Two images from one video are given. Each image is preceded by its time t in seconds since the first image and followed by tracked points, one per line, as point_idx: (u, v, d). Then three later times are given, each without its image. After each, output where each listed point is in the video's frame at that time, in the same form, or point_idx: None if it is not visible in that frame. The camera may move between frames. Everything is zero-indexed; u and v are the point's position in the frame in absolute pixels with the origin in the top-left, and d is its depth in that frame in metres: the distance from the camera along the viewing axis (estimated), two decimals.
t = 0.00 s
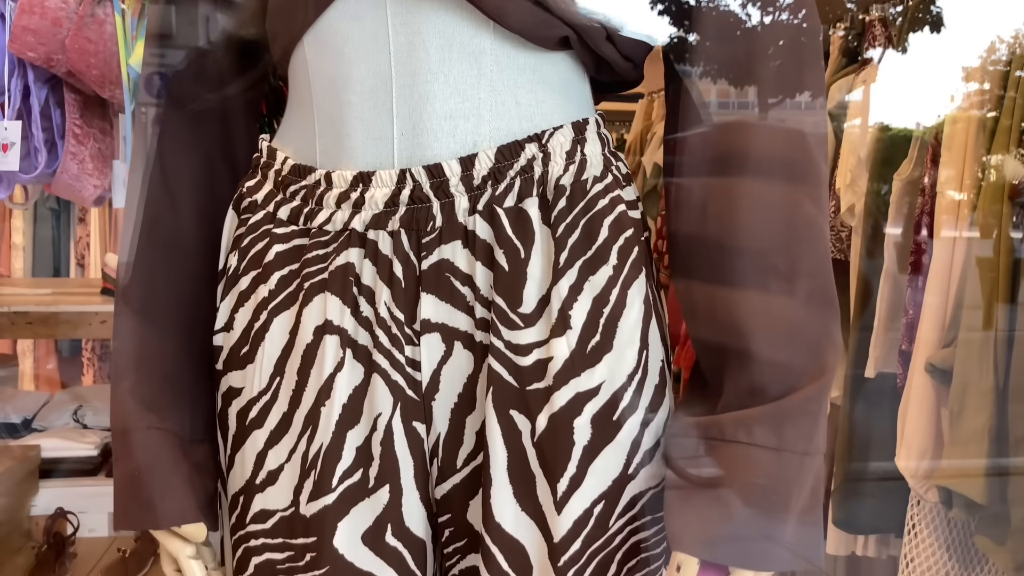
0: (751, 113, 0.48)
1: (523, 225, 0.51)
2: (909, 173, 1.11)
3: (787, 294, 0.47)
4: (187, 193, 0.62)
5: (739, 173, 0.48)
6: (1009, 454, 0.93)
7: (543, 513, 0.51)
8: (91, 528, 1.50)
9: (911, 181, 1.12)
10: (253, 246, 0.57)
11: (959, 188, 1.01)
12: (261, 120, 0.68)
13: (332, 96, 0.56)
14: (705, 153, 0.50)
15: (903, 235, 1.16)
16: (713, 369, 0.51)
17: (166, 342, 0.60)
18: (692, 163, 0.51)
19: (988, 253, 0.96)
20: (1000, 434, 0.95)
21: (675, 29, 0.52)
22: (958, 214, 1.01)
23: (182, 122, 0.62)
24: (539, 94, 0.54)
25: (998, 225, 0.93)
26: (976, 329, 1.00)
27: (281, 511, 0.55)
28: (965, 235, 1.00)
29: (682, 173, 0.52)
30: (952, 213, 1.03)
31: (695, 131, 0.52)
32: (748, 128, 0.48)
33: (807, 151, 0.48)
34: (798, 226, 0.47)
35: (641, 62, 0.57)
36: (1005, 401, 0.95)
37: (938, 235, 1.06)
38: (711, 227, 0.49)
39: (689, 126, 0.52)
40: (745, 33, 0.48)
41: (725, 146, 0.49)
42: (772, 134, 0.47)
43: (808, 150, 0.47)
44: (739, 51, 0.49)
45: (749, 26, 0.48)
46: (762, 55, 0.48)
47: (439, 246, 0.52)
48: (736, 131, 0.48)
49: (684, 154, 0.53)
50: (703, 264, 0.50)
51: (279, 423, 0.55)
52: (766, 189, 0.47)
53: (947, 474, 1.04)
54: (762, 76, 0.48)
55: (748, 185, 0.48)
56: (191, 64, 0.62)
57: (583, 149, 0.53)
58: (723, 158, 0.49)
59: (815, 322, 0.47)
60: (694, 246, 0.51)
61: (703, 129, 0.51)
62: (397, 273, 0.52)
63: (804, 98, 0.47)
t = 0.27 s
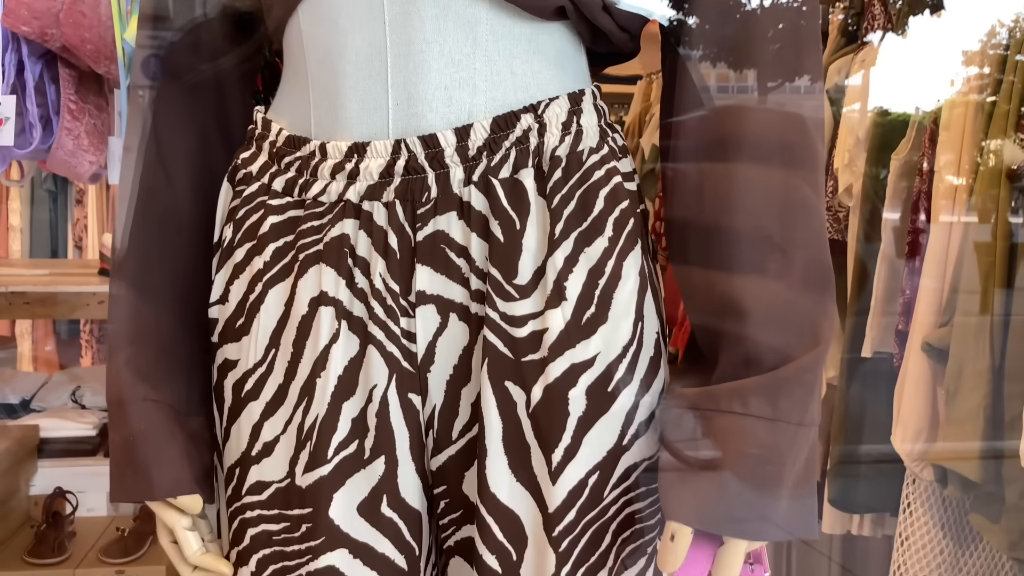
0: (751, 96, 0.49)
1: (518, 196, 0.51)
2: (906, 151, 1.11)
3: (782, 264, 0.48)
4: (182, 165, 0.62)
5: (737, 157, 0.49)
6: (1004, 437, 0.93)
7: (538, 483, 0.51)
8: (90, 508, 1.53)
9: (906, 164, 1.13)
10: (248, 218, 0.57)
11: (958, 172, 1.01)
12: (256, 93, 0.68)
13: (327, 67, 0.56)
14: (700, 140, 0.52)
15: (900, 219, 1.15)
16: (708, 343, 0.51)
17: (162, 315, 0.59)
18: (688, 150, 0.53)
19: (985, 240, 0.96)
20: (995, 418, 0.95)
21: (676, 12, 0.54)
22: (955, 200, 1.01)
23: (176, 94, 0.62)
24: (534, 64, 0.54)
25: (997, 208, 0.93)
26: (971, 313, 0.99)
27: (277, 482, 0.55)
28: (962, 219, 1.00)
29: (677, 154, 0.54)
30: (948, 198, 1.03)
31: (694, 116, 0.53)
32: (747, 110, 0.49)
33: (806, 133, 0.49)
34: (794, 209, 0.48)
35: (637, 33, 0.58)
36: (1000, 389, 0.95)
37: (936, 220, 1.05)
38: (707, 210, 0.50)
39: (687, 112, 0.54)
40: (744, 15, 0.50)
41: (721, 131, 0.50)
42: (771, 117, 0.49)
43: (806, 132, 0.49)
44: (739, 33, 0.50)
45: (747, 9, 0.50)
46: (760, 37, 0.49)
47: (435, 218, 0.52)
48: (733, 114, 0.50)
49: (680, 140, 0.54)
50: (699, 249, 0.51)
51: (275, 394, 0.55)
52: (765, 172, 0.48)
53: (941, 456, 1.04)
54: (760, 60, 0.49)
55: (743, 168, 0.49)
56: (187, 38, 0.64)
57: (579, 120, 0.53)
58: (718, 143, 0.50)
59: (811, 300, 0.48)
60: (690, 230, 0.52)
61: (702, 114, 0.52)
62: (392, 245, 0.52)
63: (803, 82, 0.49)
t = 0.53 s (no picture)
0: (750, 79, 0.49)
1: (512, 167, 0.50)
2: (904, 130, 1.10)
3: (777, 235, 0.48)
4: (173, 137, 0.61)
5: (730, 140, 0.49)
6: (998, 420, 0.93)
7: (531, 456, 0.51)
8: (87, 486, 1.51)
9: (904, 148, 1.12)
10: (240, 190, 0.57)
11: (955, 156, 1.00)
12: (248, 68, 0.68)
13: (320, 38, 0.56)
14: (696, 121, 0.51)
15: (898, 203, 1.15)
16: (702, 315, 0.51)
17: (154, 287, 0.59)
18: (682, 132, 0.53)
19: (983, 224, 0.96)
20: (988, 403, 0.95)
21: None
22: (952, 184, 1.01)
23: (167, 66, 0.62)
24: (529, 34, 0.54)
25: (995, 192, 0.93)
26: (967, 297, 0.99)
27: (270, 455, 0.55)
28: (958, 203, 1.00)
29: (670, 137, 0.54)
30: (945, 183, 1.03)
31: (691, 97, 0.52)
32: (744, 92, 0.49)
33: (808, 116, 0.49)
34: (790, 185, 0.48)
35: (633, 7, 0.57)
36: (995, 373, 0.94)
37: (934, 204, 1.05)
38: (701, 192, 0.50)
39: (682, 93, 0.53)
40: None
41: (717, 114, 0.50)
42: (769, 100, 0.49)
43: (805, 113, 0.49)
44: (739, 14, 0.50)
45: None
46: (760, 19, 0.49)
47: (428, 189, 0.51)
48: (730, 97, 0.49)
49: (675, 120, 0.54)
50: (695, 233, 0.51)
51: (267, 366, 0.55)
52: (759, 155, 0.48)
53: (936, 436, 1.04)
54: (759, 42, 0.49)
55: (738, 152, 0.48)
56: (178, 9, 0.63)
57: (574, 91, 0.52)
58: (713, 125, 0.50)
59: (804, 272, 0.48)
60: (685, 211, 0.52)
61: (698, 95, 0.52)
62: (385, 217, 0.51)
63: (803, 65, 0.49)
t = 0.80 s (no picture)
0: (748, 60, 0.49)
1: (507, 132, 0.50)
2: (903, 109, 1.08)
3: (773, 197, 0.47)
4: (167, 103, 0.61)
5: (725, 122, 0.48)
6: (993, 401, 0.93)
7: (525, 422, 0.51)
8: (84, 463, 1.52)
9: (901, 131, 1.11)
10: (233, 156, 0.56)
11: (955, 140, 1.01)
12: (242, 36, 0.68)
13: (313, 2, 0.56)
14: (692, 101, 0.51)
15: (895, 185, 1.15)
16: (695, 284, 0.51)
17: (147, 252, 0.59)
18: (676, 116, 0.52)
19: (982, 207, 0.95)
20: (983, 386, 0.96)
21: None
22: (950, 167, 1.01)
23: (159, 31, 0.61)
24: None
25: (992, 176, 0.93)
26: (963, 280, 0.99)
27: (264, 422, 0.55)
28: (954, 186, 1.00)
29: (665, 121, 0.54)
30: (943, 166, 1.03)
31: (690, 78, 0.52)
32: (741, 73, 0.49)
33: (806, 93, 0.49)
34: (786, 154, 0.47)
35: None
36: (990, 353, 0.94)
37: (931, 187, 1.05)
38: (698, 171, 0.50)
39: (679, 73, 0.53)
40: None
41: (712, 96, 0.49)
42: (765, 80, 0.48)
43: (801, 92, 0.49)
44: None
45: None
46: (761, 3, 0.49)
47: (422, 154, 0.51)
48: (725, 79, 0.49)
49: (671, 99, 0.53)
50: (690, 209, 0.51)
51: (262, 333, 0.55)
52: (757, 135, 0.48)
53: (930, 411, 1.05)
54: (759, 24, 0.49)
55: (736, 133, 0.48)
56: None
57: (570, 56, 0.51)
58: (709, 106, 0.50)
59: (800, 229, 0.47)
60: (681, 191, 0.52)
61: (694, 76, 0.51)
62: (379, 182, 0.51)
63: (801, 48, 0.49)
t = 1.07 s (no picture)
0: (746, 42, 0.48)
1: (500, 99, 0.50)
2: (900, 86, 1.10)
3: (768, 168, 0.47)
4: (157, 72, 0.60)
5: (717, 105, 0.49)
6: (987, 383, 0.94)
7: (518, 393, 0.51)
8: (79, 441, 1.52)
9: (898, 114, 1.13)
10: (223, 124, 0.56)
11: (951, 122, 1.01)
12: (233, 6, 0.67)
13: None
14: (686, 82, 0.51)
15: (892, 168, 1.16)
16: (689, 250, 0.51)
17: (137, 222, 0.59)
18: (670, 94, 0.52)
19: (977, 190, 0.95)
20: (976, 368, 0.96)
21: None
22: (945, 150, 1.01)
23: None
24: None
25: (988, 159, 0.93)
26: (959, 262, 0.99)
27: (256, 392, 0.55)
28: (951, 167, 1.00)
29: (660, 100, 0.54)
30: (939, 149, 1.03)
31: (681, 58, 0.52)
32: (737, 54, 0.48)
33: (803, 71, 0.49)
34: (781, 119, 0.48)
35: None
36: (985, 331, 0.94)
37: (927, 169, 1.05)
38: (694, 155, 0.50)
39: (675, 54, 0.52)
40: None
41: (709, 76, 0.49)
42: (760, 59, 0.48)
43: (797, 71, 0.49)
44: None
45: None
46: None
47: (414, 122, 0.50)
48: (716, 62, 0.49)
49: (665, 79, 0.53)
50: (685, 182, 0.51)
51: (253, 303, 0.54)
52: (746, 120, 0.48)
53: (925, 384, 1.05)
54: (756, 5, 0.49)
55: (729, 116, 0.48)
56: None
57: (564, 23, 0.51)
58: (705, 87, 0.49)
59: (795, 199, 0.48)
60: (676, 173, 0.52)
61: (692, 57, 0.51)
62: (371, 150, 0.51)
63: (800, 28, 0.49)
